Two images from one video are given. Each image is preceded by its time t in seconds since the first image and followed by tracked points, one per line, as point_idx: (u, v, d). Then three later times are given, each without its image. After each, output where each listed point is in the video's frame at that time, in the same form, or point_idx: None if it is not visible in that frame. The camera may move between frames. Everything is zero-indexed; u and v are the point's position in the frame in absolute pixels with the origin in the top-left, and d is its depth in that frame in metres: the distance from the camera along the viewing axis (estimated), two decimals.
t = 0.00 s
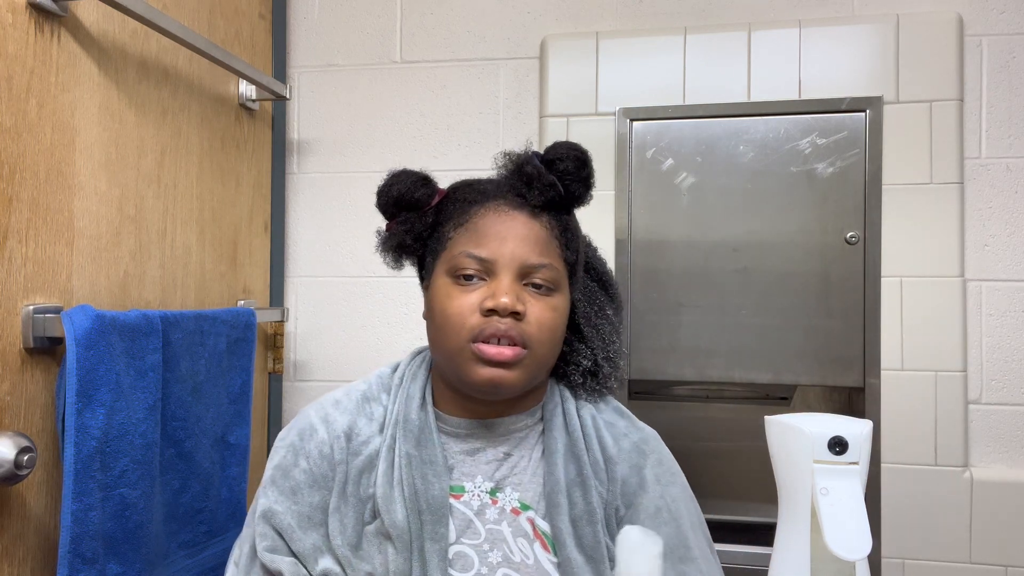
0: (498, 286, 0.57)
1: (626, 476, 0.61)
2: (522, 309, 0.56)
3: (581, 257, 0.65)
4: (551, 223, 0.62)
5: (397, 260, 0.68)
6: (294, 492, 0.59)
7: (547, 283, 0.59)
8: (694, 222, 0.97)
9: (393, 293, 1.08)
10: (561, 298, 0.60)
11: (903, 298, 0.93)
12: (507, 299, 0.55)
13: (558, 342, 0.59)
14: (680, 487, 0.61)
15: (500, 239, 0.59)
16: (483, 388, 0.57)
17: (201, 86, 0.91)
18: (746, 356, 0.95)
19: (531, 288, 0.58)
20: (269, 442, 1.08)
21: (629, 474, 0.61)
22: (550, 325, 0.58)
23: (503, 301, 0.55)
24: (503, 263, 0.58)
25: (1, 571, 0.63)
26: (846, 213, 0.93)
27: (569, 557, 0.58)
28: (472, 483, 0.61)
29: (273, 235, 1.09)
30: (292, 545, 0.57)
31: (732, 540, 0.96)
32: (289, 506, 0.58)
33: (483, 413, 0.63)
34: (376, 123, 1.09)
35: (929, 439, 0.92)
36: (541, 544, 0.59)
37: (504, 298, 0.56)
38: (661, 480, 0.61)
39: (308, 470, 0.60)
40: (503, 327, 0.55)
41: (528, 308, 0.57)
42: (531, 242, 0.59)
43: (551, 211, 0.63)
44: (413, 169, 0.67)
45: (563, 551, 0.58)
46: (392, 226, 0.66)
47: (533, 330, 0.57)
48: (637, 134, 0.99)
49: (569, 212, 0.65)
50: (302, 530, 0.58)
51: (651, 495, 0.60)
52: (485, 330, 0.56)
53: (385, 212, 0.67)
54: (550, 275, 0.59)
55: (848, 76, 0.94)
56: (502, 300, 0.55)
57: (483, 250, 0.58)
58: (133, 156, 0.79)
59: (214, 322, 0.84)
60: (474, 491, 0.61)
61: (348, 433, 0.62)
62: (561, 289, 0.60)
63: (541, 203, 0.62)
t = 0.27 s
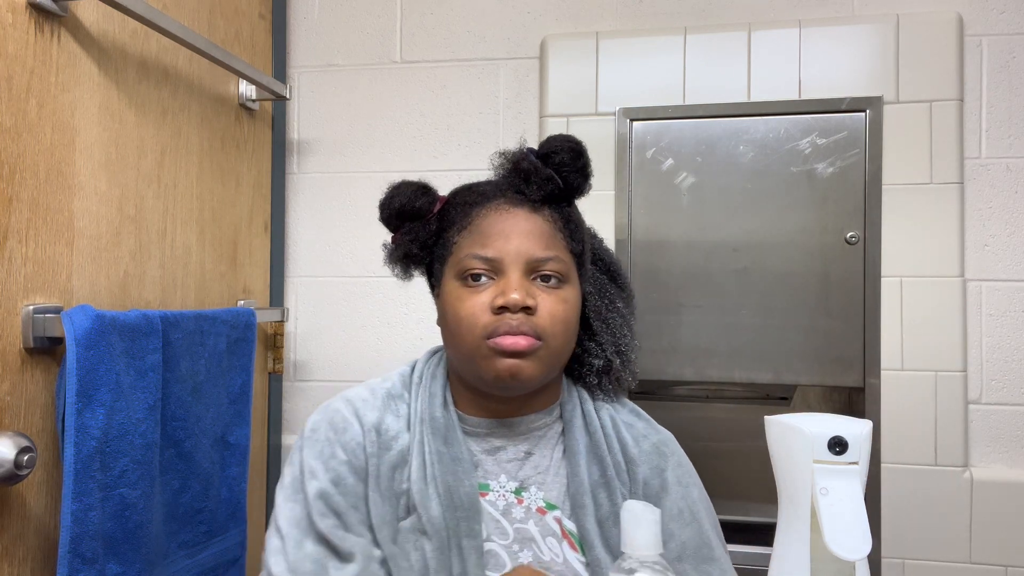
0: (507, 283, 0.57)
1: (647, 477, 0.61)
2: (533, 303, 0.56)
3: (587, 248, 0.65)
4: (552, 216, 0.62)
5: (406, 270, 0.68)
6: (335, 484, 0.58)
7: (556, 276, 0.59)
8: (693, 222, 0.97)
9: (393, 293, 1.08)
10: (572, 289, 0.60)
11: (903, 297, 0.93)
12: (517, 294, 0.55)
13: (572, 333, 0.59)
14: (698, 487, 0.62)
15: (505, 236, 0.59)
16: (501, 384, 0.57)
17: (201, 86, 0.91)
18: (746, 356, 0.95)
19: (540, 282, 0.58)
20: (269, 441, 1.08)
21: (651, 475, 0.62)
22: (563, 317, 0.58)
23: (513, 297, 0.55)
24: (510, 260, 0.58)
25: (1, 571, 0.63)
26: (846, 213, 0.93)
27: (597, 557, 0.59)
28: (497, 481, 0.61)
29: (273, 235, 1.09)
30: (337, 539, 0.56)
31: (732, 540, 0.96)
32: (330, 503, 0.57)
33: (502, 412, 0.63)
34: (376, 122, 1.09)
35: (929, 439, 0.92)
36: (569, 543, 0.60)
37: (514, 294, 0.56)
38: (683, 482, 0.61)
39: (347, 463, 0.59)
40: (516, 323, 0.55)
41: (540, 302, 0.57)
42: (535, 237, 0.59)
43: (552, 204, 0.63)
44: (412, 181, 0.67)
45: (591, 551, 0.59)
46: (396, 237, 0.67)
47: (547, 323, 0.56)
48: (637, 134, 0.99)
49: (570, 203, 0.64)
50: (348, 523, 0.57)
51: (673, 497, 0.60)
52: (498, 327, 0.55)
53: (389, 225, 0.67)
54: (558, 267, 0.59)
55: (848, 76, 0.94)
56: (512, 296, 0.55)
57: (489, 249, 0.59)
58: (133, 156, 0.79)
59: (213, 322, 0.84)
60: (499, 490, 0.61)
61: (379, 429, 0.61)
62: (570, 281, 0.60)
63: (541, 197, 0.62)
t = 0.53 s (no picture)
0: (528, 279, 0.57)
1: (671, 483, 0.61)
2: (554, 299, 0.56)
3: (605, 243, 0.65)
4: (569, 213, 0.62)
5: (428, 276, 0.69)
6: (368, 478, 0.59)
7: (574, 271, 0.59)
8: (693, 222, 0.97)
9: (393, 293, 1.08)
10: (592, 284, 0.60)
11: (903, 297, 0.93)
12: (537, 290, 0.55)
13: (594, 327, 0.59)
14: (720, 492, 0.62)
15: (522, 235, 0.59)
16: (526, 380, 0.56)
17: (201, 86, 0.91)
18: (746, 356, 0.95)
19: (560, 278, 0.58)
20: (269, 441, 1.08)
21: (675, 480, 0.61)
22: (584, 311, 0.57)
23: (533, 293, 0.55)
24: (528, 258, 0.58)
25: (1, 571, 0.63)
26: (846, 213, 0.93)
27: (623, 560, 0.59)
28: (523, 481, 0.61)
29: (273, 235, 1.09)
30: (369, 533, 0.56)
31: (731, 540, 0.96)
32: (363, 495, 0.58)
33: (526, 409, 0.63)
34: (376, 123, 1.09)
35: (929, 439, 0.92)
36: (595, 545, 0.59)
37: (534, 289, 0.55)
38: (706, 488, 0.61)
39: (379, 458, 0.60)
40: (538, 318, 0.55)
41: (560, 297, 0.56)
42: (552, 234, 0.59)
43: (567, 202, 0.63)
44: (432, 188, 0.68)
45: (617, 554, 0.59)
46: (418, 244, 0.68)
47: (569, 317, 0.56)
48: (637, 134, 0.99)
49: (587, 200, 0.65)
50: (383, 519, 0.57)
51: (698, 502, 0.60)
52: (519, 323, 0.55)
53: (412, 234, 0.69)
54: (577, 263, 0.59)
55: (848, 76, 0.94)
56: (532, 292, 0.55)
57: (507, 248, 0.59)
58: (133, 157, 0.79)
59: (213, 322, 0.84)
60: (526, 491, 0.61)
61: (409, 424, 0.62)
62: (589, 276, 0.60)
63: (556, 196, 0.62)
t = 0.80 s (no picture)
0: (504, 281, 0.58)
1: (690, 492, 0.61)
2: (520, 298, 0.56)
3: (606, 239, 0.64)
4: (558, 211, 0.63)
5: (450, 277, 0.73)
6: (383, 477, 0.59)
7: (555, 272, 0.59)
8: (693, 222, 0.97)
9: (393, 293, 1.08)
10: (574, 286, 0.59)
11: (902, 297, 0.93)
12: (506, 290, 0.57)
13: (572, 328, 0.58)
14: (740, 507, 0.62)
15: (504, 237, 0.61)
16: (499, 378, 0.57)
17: (201, 86, 0.91)
18: (746, 356, 0.95)
19: (538, 279, 0.59)
20: (269, 441, 1.08)
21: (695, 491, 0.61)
22: (556, 313, 0.57)
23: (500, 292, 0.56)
24: (507, 259, 0.60)
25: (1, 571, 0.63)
26: (846, 213, 0.93)
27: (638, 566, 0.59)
28: (538, 483, 0.62)
29: (273, 235, 1.09)
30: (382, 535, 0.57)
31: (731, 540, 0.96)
32: (380, 494, 0.58)
33: (523, 409, 0.64)
34: (376, 122, 1.09)
35: (929, 439, 0.92)
36: (610, 551, 0.60)
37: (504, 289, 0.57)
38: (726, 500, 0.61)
39: (396, 457, 0.60)
40: (505, 317, 0.56)
41: (530, 297, 0.57)
42: (533, 235, 0.60)
43: (558, 203, 0.64)
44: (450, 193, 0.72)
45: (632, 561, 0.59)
46: (439, 248, 0.72)
47: (535, 318, 0.56)
48: (637, 134, 0.99)
49: (584, 196, 0.64)
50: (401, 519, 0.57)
51: (716, 515, 0.60)
52: (488, 322, 0.57)
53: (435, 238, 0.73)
54: (556, 264, 0.59)
55: (848, 76, 0.94)
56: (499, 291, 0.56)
57: (490, 251, 0.61)
58: (133, 156, 0.79)
59: (213, 322, 0.84)
60: (542, 493, 0.61)
61: (426, 425, 0.62)
62: (572, 277, 0.60)
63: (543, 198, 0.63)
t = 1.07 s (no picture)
0: (481, 301, 0.58)
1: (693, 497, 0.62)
2: (496, 322, 0.57)
3: (587, 252, 0.62)
4: (534, 226, 0.61)
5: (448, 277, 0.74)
6: (378, 485, 0.58)
7: (533, 290, 0.59)
8: (693, 222, 0.97)
9: (393, 293, 1.08)
10: (553, 305, 0.59)
11: (902, 297, 0.93)
12: (481, 313, 0.57)
13: (549, 348, 0.58)
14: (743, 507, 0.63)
15: (483, 254, 0.61)
16: (481, 399, 0.59)
17: (201, 86, 0.91)
18: (746, 356, 0.95)
19: (515, 298, 0.59)
20: (269, 441, 1.08)
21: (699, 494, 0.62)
22: (531, 335, 0.57)
23: (474, 316, 0.57)
24: (485, 277, 0.60)
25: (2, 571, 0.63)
26: (846, 213, 0.93)
27: (638, 566, 0.60)
28: (538, 485, 0.62)
29: (273, 235, 1.09)
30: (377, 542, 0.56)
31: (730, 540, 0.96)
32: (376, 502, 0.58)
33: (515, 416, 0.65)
34: (376, 123, 1.09)
35: (929, 439, 0.92)
36: (610, 551, 0.61)
37: (480, 312, 0.57)
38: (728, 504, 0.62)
39: (391, 465, 0.59)
40: (481, 341, 0.57)
41: (506, 319, 0.57)
42: (510, 252, 0.60)
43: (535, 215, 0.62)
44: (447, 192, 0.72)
45: (632, 562, 0.60)
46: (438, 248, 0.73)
47: (510, 341, 0.57)
48: (637, 134, 0.99)
49: (563, 207, 0.62)
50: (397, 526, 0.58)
51: (719, 518, 0.61)
52: (467, 344, 0.58)
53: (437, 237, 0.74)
54: (533, 282, 0.59)
55: (848, 76, 0.94)
56: (474, 315, 0.57)
57: (471, 267, 0.61)
58: (133, 156, 0.79)
59: (213, 322, 0.84)
60: (542, 496, 0.62)
61: (424, 430, 0.62)
62: (550, 295, 0.59)
63: (517, 212, 0.61)
